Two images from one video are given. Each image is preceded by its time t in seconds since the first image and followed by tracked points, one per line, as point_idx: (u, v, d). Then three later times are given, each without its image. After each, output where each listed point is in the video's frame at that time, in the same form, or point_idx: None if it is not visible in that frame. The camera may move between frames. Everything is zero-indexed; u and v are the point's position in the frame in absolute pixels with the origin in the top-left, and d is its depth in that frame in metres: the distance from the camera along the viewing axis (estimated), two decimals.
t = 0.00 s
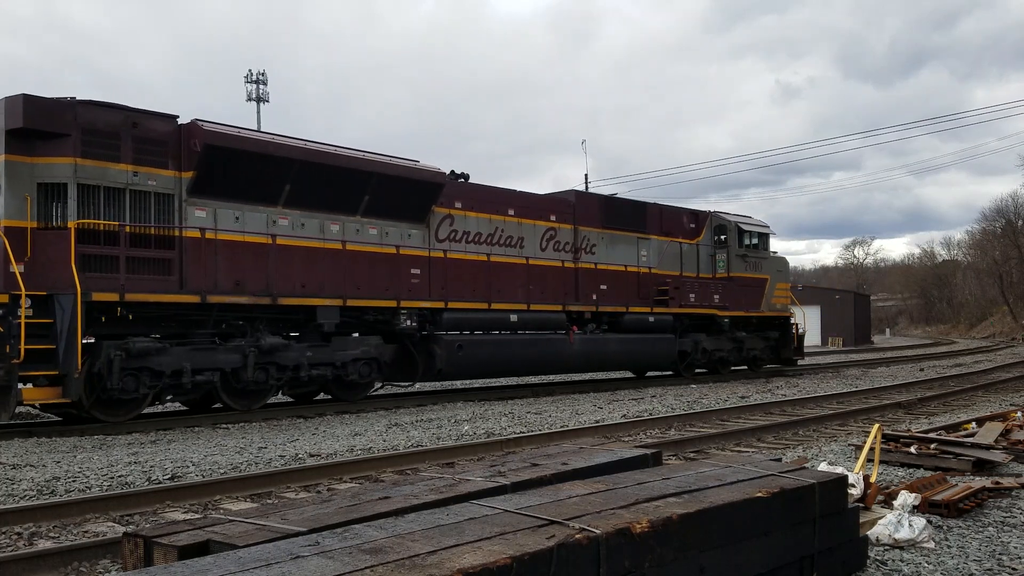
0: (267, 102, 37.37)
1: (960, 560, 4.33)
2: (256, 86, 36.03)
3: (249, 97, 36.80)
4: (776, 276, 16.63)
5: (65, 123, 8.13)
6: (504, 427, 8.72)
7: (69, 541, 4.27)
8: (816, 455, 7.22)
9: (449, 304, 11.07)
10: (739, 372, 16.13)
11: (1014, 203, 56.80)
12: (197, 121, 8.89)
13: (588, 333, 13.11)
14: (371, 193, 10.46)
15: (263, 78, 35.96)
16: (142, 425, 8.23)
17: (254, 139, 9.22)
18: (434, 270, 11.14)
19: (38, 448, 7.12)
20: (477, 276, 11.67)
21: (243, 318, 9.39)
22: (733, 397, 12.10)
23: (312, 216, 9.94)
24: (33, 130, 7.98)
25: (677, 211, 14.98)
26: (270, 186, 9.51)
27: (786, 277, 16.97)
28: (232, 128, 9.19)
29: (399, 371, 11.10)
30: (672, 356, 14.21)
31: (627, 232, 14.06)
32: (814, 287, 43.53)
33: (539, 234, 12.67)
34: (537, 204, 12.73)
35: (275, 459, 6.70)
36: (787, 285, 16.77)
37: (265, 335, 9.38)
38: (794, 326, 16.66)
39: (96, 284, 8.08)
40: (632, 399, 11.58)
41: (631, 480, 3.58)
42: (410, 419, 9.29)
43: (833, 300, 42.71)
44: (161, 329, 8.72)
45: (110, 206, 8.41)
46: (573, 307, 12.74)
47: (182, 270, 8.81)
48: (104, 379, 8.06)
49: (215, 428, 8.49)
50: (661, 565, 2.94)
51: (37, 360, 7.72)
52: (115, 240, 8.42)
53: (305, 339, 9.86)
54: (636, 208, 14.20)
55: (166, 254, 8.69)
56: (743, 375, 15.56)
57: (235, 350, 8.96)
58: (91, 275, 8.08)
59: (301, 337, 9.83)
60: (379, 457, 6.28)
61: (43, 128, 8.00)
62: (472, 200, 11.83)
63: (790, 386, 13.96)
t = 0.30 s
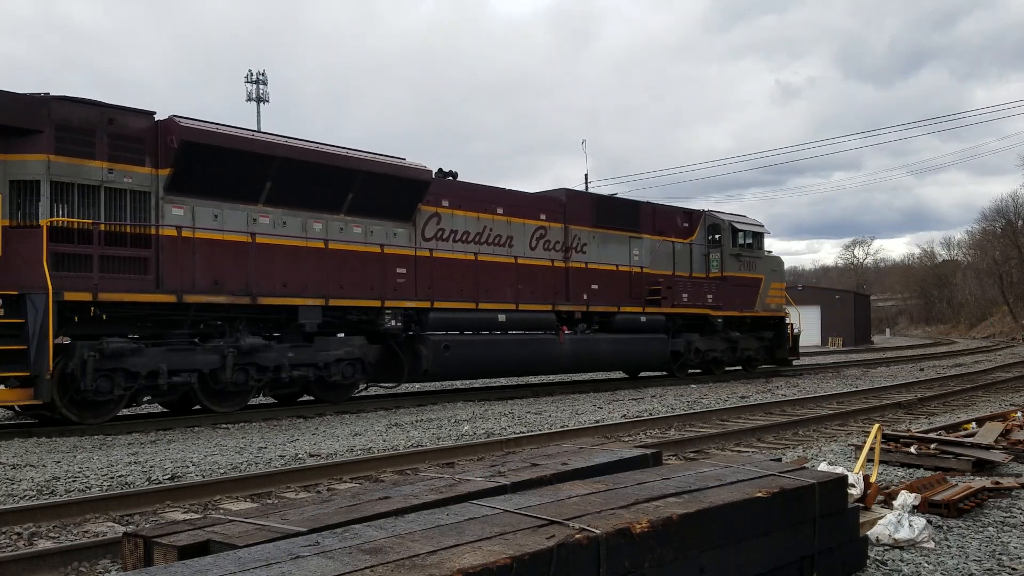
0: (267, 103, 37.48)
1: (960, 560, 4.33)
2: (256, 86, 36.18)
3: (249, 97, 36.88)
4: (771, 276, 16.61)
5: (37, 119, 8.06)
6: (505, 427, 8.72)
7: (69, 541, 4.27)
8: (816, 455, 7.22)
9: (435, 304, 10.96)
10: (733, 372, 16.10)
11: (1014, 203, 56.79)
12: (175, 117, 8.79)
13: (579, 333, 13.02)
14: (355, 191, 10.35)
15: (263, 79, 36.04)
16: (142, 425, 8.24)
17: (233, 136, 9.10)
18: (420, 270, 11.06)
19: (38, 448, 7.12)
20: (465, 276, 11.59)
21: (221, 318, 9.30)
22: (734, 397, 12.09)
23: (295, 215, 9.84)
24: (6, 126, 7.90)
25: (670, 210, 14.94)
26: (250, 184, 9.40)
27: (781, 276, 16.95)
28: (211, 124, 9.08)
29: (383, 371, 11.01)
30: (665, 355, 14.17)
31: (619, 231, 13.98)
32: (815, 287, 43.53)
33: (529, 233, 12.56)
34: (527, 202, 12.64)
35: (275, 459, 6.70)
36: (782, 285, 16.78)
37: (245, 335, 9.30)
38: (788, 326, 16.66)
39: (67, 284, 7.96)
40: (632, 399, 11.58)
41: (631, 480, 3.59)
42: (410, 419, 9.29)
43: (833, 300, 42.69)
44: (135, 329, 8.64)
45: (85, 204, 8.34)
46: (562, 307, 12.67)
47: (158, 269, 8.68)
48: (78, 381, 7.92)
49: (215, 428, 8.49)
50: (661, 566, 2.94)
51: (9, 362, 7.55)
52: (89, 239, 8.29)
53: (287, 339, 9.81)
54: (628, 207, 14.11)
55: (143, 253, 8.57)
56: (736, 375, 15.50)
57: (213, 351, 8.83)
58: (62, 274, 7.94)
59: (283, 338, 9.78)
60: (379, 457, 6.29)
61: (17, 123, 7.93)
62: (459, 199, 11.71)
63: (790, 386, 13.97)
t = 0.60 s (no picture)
0: (267, 102, 37.49)
1: (960, 560, 4.33)
2: (256, 86, 36.20)
3: (249, 97, 36.90)
4: (766, 275, 16.58)
5: (10, 115, 7.95)
6: (505, 427, 8.72)
7: (69, 541, 4.27)
8: (816, 455, 7.22)
9: (421, 304, 10.93)
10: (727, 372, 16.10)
11: (1015, 203, 56.77)
12: (152, 114, 8.71)
13: (570, 333, 12.99)
14: (339, 189, 10.28)
15: (263, 78, 36.07)
16: (142, 425, 8.23)
17: (212, 132, 9.02)
18: (407, 269, 11.00)
19: (38, 448, 7.12)
20: (455, 276, 11.52)
21: (200, 318, 9.17)
22: (733, 397, 12.09)
23: (277, 213, 9.76)
24: None
25: (664, 209, 14.90)
26: (231, 182, 9.32)
27: (776, 275, 16.90)
28: (190, 121, 9.00)
29: (369, 372, 10.94)
30: (657, 355, 14.15)
31: (611, 230, 13.93)
32: (814, 287, 43.50)
33: (518, 232, 12.49)
34: (517, 201, 12.57)
35: (275, 459, 6.70)
36: (777, 284, 16.72)
37: (224, 336, 9.20)
38: (783, 327, 16.65)
39: (39, 283, 7.80)
40: (632, 399, 11.59)
41: (631, 480, 3.58)
42: (410, 419, 9.30)
43: (833, 300, 42.65)
44: (109, 329, 8.51)
45: (60, 201, 8.20)
46: (552, 306, 12.64)
47: (135, 267, 8.56)
48: (51, 382, 7.81)
49: (215, 428, 8.50)
50: (661, 565, 2.94)
51: None
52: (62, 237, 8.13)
53: (268, 338, 9.72)
54: (619, 206, 14.05)
55: (119, 251, 8.44)
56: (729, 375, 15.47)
57: (191, 351, 8.74)
58: (34, 274, 7.77)
59: (264, 338, 9.68)
60: (379, 457, 6.29)
61: None
62: (447, 197, 11.61)
63: (790, 386, 13.97)
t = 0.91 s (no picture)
0: (267, 102, 37.47)
1: (960, 560, 4.33)
2: (256, 87, 36.15)
3: (249, 97, 36.90)
4: (760, 275, 16.57)
5: None
6: (504, 427, 8.73)
7: (69, 542, 4.28)
8: (816, 455, 7.23)
9: (407, 304, 10.79)
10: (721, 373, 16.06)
11: (1015, 203, 56.75)
12: (129, 110, 8.53)
13: (560, 333, 12.89)
14: (323, 187, 10.14)
15: (263, 79, 36.08)
16: (142, 425, 8.23)
17: (191, 128, 8.85)
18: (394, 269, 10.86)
19: (38, 448, 7.13)
20: (445, 276, 11.41)
21: (179, 318, 9.01)
22: (733, 397, 12.10)
23: (259, 211, 9.60)
24: None
25: (656, 208, 14.87)
26: (211, 179, 9.16)
27: (771, 275, 16.87)
28: (168, 117, 8.83)
29: (354, 373, 10.74)
30: (650, 355, 14.08)
31: (603, 229, 13.83)
32: (814, 287, 43.49)
33: (508, 231, 12.38)
34: (507, 200, 12.46)
35: (275, 459, 6.70)
36: (772, 284, 16.66)
37: (204, 336, 9.04)
38: (778, 327, 16.63)
39: (12, 282, 7.69)
40: (632, 399, 11.58)
41: (631, 480, 3.59)
42: (410, 419, 9.30)
43: (833, 300, 42.63)
44: (84, 329, 8.37)
45: (35, 199, 8.06)
46: (542, 306, 12.51)
47: (111, 266, 8.40)
48: (24, 383, 7.71)
49: (215, 428, 8.50)
50: (661, 566, 2.94)
51: None
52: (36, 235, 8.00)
53: (249, 339, 9.57)
54: (611, 204, 13.95)
55: (96, 250, 8.30)
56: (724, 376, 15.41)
57: (169, 352, 8.59)
58: (7, 272, 7.66)
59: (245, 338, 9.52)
60: (379, 457, 6.29)
61: None
62: (435, 196, 11.47)
63: (790, 386, 13.97)
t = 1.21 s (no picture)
0: (267, 102, 37.46)
1: (960, 560, 4.33)
2: (256, 86, 36.16)
3: (250, 97, 36.87)
4: (755, 275, 16.50)
5: None
6: (504, 427, 8.73)
7: (69, 542, 4.28)
8: (816, 455, 7.23)
9: (393, 304, 10.65)
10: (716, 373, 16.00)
11: (1015, 203, 56.74)
12: (107, 106, 8.37)
13: (551, 333, 12.78)
14: (307, 185, 10.02)
15: (263, 78, 36.08)
16: (141, 425, 8.24)
17: (170, 125, 8.71)
18: (381, 268, 10.74)
19: (38, 448, 7.13)
20: (433, 276, 11.27)
21: (157, 318, 8.87)
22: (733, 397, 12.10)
23: (241, 209, 9.48)
24: None
25: (649, 207, 14.83)
26: (191, 176, 9.03)
27: (766, 275, 16.83)
28: (147, 114, 8.68)
29: (338, 373, 10.50)
30: (641, 356, 13.98)
31: (594, 228, 13.78)
32: (814, 287, 43.49)
33: (498, 230, 12.29)
34: (496, 198, 12.37)
35: (275, 459, 6.70)
36: (767, 284, 16.62)
37: (183, 336, 8.84)
38: (773, 327, 16.57)
39: None
40: (632, 399, 11.58)
41: (631, 480, 3.59)
42: (410, 419, 9.30)
43: (833, 300, 42.62)
44: (61, 330, 8.22)
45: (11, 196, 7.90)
46: (533, 305, 12.40)
47: (89, 265, 8.22)
48: None
49: (215, 428, 8.50)
50: (661, 566, 2.94)
51: None
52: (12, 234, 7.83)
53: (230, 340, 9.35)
54: (601, 203, 13.90)
55: (73, 249, 8.11)
56: (719, 376, 15.35)
57: (147, 352, 8.39)
58: None
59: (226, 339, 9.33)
60: (379, 457, 6.29)
61: None
62: (423, 195, 11.38)
63: (790, 386, 13.97)
